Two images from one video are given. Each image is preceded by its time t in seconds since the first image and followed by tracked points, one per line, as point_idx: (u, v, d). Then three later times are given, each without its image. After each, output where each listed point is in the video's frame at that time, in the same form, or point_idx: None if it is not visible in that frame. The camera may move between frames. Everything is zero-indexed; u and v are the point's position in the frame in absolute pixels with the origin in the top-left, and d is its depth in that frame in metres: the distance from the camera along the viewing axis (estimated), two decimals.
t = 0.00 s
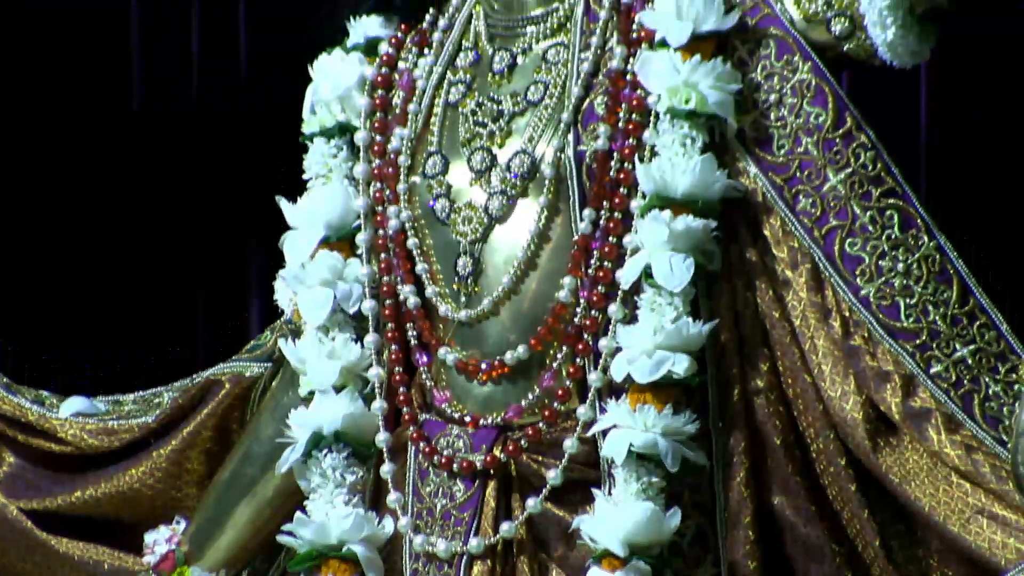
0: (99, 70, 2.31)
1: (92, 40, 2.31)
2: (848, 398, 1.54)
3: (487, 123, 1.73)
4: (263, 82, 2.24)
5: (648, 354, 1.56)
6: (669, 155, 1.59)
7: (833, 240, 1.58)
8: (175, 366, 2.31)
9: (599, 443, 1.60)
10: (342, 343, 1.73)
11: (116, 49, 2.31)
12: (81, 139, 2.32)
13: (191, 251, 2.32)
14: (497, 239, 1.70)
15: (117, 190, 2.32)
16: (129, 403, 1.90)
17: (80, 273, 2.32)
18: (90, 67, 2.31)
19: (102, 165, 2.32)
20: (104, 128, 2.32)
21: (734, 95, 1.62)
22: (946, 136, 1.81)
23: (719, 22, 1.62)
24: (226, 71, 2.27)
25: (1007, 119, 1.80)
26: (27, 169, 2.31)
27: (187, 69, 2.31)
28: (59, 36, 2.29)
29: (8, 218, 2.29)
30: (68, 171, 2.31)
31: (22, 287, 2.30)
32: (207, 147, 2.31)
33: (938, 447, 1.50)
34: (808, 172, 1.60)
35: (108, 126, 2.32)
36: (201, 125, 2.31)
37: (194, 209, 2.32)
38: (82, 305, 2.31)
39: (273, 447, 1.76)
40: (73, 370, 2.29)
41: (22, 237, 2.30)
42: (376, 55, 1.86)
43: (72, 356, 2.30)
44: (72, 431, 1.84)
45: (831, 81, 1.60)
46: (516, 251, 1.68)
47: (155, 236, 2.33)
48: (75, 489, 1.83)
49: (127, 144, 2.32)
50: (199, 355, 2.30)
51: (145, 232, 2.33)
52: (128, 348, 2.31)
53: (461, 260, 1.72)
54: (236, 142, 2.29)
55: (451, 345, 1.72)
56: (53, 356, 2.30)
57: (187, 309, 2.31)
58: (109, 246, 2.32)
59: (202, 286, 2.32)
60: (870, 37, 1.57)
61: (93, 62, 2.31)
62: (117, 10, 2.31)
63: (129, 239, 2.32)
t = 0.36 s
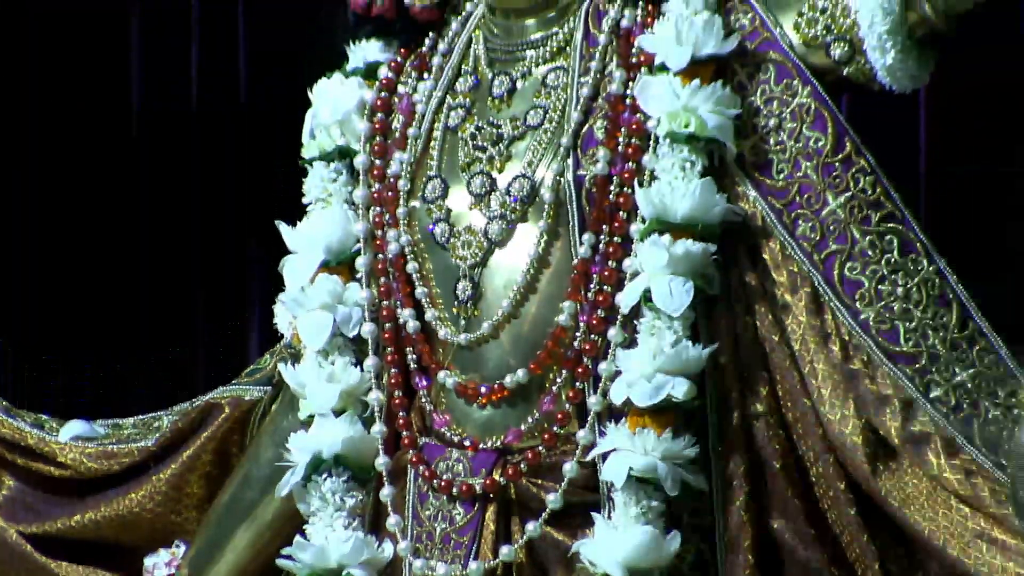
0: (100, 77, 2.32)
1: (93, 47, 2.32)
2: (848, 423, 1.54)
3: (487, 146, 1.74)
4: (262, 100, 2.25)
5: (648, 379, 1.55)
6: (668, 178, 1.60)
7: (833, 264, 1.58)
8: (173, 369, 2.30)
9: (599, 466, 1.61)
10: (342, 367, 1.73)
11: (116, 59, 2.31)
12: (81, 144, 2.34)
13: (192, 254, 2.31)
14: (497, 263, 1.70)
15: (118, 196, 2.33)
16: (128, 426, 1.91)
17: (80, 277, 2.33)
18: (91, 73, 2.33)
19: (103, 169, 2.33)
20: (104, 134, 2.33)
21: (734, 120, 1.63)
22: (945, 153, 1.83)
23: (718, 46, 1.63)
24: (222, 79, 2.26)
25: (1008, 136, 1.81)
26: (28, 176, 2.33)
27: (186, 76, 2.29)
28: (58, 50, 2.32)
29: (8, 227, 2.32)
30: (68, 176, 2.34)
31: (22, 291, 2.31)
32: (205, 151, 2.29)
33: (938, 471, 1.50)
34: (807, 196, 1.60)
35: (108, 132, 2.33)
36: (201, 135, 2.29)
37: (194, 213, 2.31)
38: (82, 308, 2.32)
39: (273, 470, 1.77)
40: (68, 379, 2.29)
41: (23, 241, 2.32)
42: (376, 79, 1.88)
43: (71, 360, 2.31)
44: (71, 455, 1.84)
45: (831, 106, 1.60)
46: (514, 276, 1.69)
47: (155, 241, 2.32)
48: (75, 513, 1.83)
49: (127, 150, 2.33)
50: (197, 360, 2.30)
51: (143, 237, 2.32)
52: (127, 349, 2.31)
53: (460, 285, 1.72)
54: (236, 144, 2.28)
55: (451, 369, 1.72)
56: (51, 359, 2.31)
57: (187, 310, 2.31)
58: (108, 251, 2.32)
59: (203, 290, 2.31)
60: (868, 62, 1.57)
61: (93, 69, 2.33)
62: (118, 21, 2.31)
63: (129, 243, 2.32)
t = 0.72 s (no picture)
0: (100, 97, 2.35)
1: (93, 67, 2.35)
2: (847, 447, 1.55)
3: (486, 170, 1.74)
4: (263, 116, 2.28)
5: (648, 403, 1.56)
6: (668, 204, 1.60)
7: (832, 288, 1.58)
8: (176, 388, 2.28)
9: (599, 490, 1.60)
10: (341, 391, 1.73)
11: (116, 77, 2.34)
12: (82, 165, 2.35)
13: (193, 274, 2.30)
14: (497, 287, 1.71)
15: (120, 214, 2.35)
16: (128, 450, 1.89)
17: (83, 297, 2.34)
18: (91, 93, 2.35)
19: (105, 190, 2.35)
20: (105, 155, 2.35)
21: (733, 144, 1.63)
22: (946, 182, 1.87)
23: (717, 70, 1.63)
24: (223, 95, 2.28)
25: (1006, 163, 1.84)
26: (29, 196, 2.35)
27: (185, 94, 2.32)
28: (59, 72, 2.36)
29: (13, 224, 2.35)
30: (71, 197, 2.36)
31: (25, 311, 2.34)
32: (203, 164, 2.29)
33: (937, 495, 1.50)
34: (807, 221, 1.60)
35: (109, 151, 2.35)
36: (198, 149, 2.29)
37: (194, 231, 2.30)
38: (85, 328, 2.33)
39: (272, 494, 1.77)
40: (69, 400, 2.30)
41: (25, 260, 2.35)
42: (375, 104, 1.87)
43: (74, 377, 2.32)
44: (70, 479, 1.84)
45: (831, 130, 1.61)
46: (514, 300, 1.69)
47: (155, 259, 2.31)
48: (74, 537, 1.84)
49: (128, 168, 2.34)
50: (199, 376, 2.28)
51: (144, 255, 2.31)
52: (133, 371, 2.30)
53: (460, 309, 1.72)
54: (235, 157, 2.29)
55: (450, 393, 1.72)
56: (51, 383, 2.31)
57: (188, 331, 2.29)
58: (110, 272, 2.34)
59: (203, 318, 2.28)
60: (867, 87, 1.58)
61: (93, 89, 2.35)
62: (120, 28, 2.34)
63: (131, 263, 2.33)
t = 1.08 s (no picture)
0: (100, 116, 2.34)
1: (92, 86, 2.34)
2: (846, 470, 1.55)
3: (486, 194, 1.75)
4: (263, 134, 2.27)
5: (648, 426, 1.56)
6: (667, 227, 1.60)
7: (832, 311, 1.58)
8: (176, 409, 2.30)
9: (599, 514, 1.60)
10: (342, 414, 1.73)
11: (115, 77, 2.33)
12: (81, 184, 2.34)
13: (193, 295, 2.31)
14: (497, 310, 1.71)
15: (118, 215, 2.34)
16: (128, 473, 1.89)
17: (82, 317, 2.32)
18: (91, 112, 2.34)
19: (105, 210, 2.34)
20: (104, 159, 2.34)
21: (733, 166, 1.64)
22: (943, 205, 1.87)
23: (716, 93, 1.64)
24: (223, 115, 2.29)
25: (1007, 185, 1.84)
26: (27, 212, 2.32)
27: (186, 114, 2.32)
28: (56, 73, 2.34)
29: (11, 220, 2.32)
30: (70, 215, 2.34)
31: (23, 320, 2.31)
32: (203, 186, 2.29)
33: (937, 518, 1.51)
34: (806, 244, 1.60)
35: (109, 171, 2.33)
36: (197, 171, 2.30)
37: (195, 252, 2.31)
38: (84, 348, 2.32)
39: (272, 517, 1.77)
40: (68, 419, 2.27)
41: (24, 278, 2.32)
42: (375, 126, 1.88)
43: (70, 393, 2.30)
44: (70, 502, 1.84)
45: (831, 154, 1.61)
46: (514, 322, 1.70)
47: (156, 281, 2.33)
48: (74, 561, 1.84)
49: (128, 176, 2.33)
50: (199, 401, 2.29)
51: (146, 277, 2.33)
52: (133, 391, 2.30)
53: (460, 332, 1.72)
54: (235, 178, 2.29)
55: (450, 416, 1.72)
56: (49, 403, 2.27)
57: (188, 344, 2.32)
58: (110, 291, 2.33)
59: (202, 313, 2.30)
60: (867, 110, 1.58)
61: (93, 108, 2.34)
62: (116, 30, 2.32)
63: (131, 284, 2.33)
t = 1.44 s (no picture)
0: (99, 132, 2.34)
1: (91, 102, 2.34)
2: (846, 492, 1.55)
3: (486, 216, 1.75)
4: (263, 150, 2.29)
5: (647, 448, 1.56)
6: (667, 249, 1.61)
7: (832, 333, 1.58)
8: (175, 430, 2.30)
9: (598, 537, 1.60)
10: (342, 437, 1.74)
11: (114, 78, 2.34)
12: (80, 201, 2.34)
13: (193, 315, 2.32)
14: (497, 332, 1.71)
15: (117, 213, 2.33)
16: (127, 496, 1.90)
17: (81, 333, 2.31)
18: (89, 129, 2.34)
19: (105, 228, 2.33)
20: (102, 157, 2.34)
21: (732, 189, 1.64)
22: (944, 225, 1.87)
23: (716, 116, 1.65)
24: (223, 132, 2.30)
25: (1008, 203, 1.83)
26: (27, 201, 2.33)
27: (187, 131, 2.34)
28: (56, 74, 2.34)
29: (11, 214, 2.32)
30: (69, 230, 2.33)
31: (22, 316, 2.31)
32: (203, 205, 2.30)
33: (936, 541, 1.50)
34: (806, 266, 1.61)
35: (109, 187, 2.34)
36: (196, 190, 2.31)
37: (195, 272, 2.31)
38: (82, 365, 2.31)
39: (272, 539, 1.77)
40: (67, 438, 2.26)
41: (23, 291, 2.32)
42: (375, 149, 1.88)
43: (69, 393, 2.29)
44: (69, 525, 1.84)
45: (831, 176, 1.61)
46: (514, 344, 1.70)
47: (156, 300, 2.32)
48: None
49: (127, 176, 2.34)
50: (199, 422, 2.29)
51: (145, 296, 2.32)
52: (133, 414, 2.29)
53: (460, 353, 1.72)
54: (235, 197, 2.30)
55: (450, 438, 1.73)
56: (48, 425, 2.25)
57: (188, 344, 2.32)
58: (110, 298, 2.31)
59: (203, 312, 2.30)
60: (866, 133, 1.60)
61: (91, 125, 2.34)
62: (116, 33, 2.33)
63: (130, 305, 2.31)
